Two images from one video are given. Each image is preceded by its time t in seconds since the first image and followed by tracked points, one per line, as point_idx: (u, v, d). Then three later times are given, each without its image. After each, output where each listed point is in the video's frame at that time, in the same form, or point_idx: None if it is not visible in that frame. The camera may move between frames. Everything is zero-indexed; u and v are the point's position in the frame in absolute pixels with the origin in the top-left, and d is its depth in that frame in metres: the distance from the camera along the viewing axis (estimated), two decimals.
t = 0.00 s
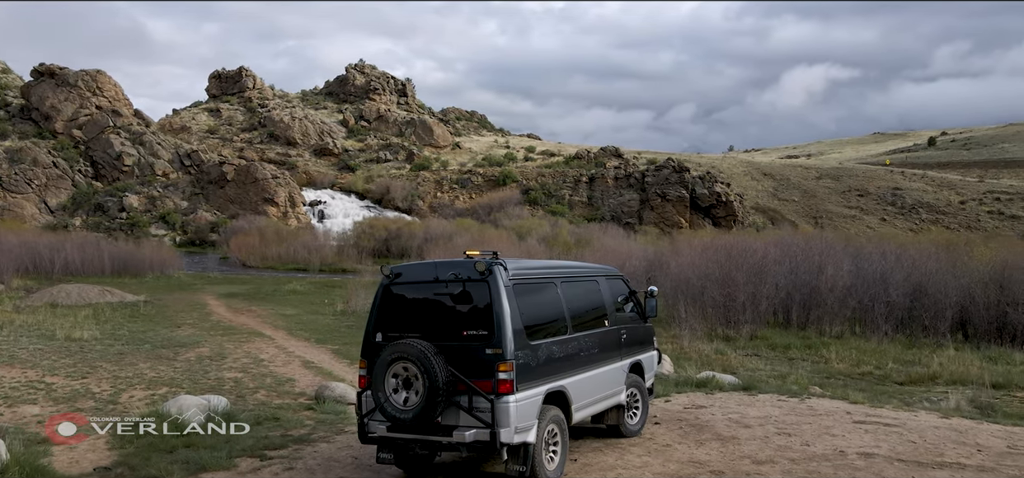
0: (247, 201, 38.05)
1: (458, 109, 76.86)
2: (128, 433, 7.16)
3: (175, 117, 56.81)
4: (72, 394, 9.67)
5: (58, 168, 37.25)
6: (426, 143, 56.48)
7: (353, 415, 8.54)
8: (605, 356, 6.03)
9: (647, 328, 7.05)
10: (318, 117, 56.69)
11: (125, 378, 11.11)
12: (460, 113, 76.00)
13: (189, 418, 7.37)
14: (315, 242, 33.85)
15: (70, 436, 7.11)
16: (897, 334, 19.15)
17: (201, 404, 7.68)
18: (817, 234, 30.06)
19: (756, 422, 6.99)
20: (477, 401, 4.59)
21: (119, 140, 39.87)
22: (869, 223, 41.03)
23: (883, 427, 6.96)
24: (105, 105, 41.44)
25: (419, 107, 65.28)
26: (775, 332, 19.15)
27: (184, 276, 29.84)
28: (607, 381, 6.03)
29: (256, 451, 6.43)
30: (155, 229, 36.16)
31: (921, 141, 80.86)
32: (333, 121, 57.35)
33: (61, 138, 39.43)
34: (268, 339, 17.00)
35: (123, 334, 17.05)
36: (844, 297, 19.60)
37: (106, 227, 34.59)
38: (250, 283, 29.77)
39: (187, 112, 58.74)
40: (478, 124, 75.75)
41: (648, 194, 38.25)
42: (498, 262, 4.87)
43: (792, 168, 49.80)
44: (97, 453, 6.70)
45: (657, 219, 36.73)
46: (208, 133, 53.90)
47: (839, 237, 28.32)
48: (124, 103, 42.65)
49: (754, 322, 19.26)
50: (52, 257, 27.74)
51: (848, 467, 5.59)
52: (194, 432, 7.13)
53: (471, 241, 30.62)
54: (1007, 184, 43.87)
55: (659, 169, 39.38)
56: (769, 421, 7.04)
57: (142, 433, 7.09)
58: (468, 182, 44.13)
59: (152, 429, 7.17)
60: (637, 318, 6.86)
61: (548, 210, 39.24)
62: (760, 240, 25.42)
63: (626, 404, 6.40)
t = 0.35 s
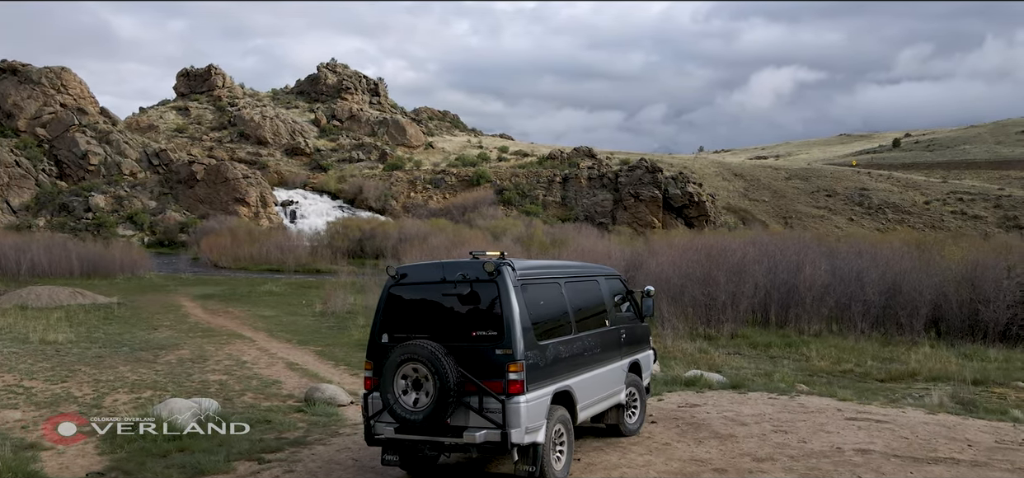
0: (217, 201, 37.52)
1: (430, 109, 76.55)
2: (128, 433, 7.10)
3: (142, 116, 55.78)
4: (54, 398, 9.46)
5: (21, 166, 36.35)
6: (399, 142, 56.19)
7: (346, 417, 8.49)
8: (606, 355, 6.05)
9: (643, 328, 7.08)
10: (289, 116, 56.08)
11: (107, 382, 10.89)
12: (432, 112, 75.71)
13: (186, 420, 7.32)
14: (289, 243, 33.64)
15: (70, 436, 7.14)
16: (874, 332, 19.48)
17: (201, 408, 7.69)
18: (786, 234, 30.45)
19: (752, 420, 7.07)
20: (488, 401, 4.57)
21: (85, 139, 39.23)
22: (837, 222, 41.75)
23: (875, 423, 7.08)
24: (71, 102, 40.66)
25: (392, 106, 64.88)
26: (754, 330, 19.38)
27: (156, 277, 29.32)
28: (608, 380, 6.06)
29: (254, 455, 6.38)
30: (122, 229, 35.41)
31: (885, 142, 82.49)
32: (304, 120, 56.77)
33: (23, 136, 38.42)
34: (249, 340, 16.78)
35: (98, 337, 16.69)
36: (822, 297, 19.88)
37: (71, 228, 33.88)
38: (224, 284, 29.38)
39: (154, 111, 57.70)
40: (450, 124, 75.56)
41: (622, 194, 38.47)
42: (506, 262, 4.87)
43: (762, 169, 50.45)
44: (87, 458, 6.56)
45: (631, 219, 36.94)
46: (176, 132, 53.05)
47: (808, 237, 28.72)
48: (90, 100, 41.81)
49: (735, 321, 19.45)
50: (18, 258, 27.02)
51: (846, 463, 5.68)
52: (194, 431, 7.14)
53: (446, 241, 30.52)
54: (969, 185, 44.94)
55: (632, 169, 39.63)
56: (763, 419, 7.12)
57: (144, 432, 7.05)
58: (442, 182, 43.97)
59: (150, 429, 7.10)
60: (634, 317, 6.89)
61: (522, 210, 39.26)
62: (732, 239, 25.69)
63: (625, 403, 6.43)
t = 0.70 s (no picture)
0: (186, 201, 36.86)
1: (402, 109, 76.15)
2: (128, 433, 7.04)
3: (108, 114, 54.68)
4: (36, 403, 9.23)
5: None
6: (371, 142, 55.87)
7: (339, 419, 8.41)
8: (606, 354, 6.07)
9: (640, 327, 7.12)
10: (260, 115, 55.42)
11: (88, 385, 10.66)
12: (405, 112, 75.34)
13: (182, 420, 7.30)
14: (261, 243, 33.31)
15: (68, 437, 7.14)
16: (851, 330, 19.83)
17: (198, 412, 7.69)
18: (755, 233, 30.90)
19: (747, 418, 7.15)
20: (498, 401, 4.56)
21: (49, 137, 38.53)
22: (806, 222, 42.40)
23: (867, 419, 7.20)
24: (35, 101, 39.75)
25: (364, 106, 64.42)
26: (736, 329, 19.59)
27: (127, 279, 28.81)
28: (609, 379, 6.08)
29: (252, 457, 6.31)
30: (88, 230, 34.68)
31: (851, 144, 84.02)
32: (275, 119, 56.12)
33: None
34: (228, 342, 16.53)
35: (73, 340, 16.33)
36: (801, 296, 20.20)
37: (34, 229, 33.35)
38: (198, 285, 28.97)
39: (120, 109, 56.62)
40: (423, 124, 75.27)
41: (596, 194, 38.63)
42: (514, 263, 4.86)
43: (734, 169, 50.99)
44: (77, 463, 6.42)
45: (604, 219, 37.11)
46: (143, 131, 52.10)
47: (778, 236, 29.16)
48: (54, 98, 40.91)
49: (716, 321, 19.66)
50: None
51: (844, 459, 5.77)
52: (194, 432, 7.17)
53: (420, 242, 30.40)
54: (933, 185, 46.05)
55: (605, 169, 39.82)
56: (758, 416, 7.21)
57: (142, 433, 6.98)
58: (416, 182, 43.74)
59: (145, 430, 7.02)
60: (632, 317, 6.93)
61: (496, 209, 39.24)
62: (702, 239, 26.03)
63: (626, 402, 6.46)
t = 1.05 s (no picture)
0: (155, 200, 36.29)
1: (374, 108, 75.66)
2: (128, 433, 6.94)
3: (73, 112, 53.53)
4: (17, 408, 9.02)
5: None
6: (344, 142, 55.46)
7: (332, 420, 8.34)
8: (607, 353, 6.10)
9: (636, 326, 7.17)
10: (230, 113, 54.67)
11: (69, 389, 10.43)
12: (376, 112, 74.86)
13: (183, 421, 7.35)
14: (233, 244, 32.90)
15: (70, 439, 7.16)
16: (830, 328, 20.17)
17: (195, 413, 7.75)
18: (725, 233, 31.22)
19: (742, 415, 7.22)
20: (508, 401, 4.55)
21: (12, 136, 37.90)
22: (776, 222, 42.97)
23: (858, 415, 7.31)
24: None
25: (336, 105, 63.88)
26: (715, 327, 19.76)
27: (97, 280, 28.30)
28: (610, 378, 6.11)
29: (249, 461, 6.24)
30: (53, 230, 33.92)
31: (818, 145, 85.40)
32: (246, 118, 55.41)
33: None
34: (208, 344, 16.30)
35: (48, 343, 15.96)
36: (780, 295, 20.50)
37: None
38: (171, 287, 28.51)
39: (85, 108, 55.48)
40: (395, 123, 74.87)
41: (569, 194, 38.74)
42: (522, 263, 4.87)
43: (705, 169, 51.45)
44: (68, 469, 6.29)
45: (578, 219, 37.24)
46: (109, 129, 51.09)
47: (748, 235, 29.50)
48: (16, 96, 40.02)
49: (698, 319, 19.86)
50: None
51: (842, 455, 5.85)
52: (195, 432, 7.24)
53: (395, 243, 30.23)
54: (899, 186, 47.05)
55: (579, 169, 39.97)
56: (752, 414, 7.28)
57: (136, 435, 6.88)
58: (389, 182, 43.46)
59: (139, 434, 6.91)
60: (628, 316, 6.97)
61: (470, 210, 39.17)
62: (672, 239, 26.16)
63: (624, 401, 6.50)
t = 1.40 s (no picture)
0: (123, 200, 35.68)
1: (345, 108, 75.06)
2: (128, 433, 6.91)
3: (37, 110, 52.31)
4: None
5: None
6: (316, 141, 54.98)
7: (325, 422, 8.27)
8: (608, 353, 6.12)
9: (632, 325, 7.19)
10: (199, 112, 53.85)
11: (50, 393, 10.22)
12: (348, 112, 74.31)
13: (183, 421, 7.41)
14: (205, 244, 32.48)
15: (70, 440, 7.16)
16: (809, 326, 20.44)
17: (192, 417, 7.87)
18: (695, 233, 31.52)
19: (737, 414, 7.30)
20: (519, 401, 4.54)
21: None
22: (747, 222, 43.46)
23: (849, 412, 7.43)
24: None
25: (308, 104, 63.26)
26: (694, 326, 19.93)
27: (66, 282, 27.71)
28: (611, 377, 6.13)
29: (248, 464, 6.18)
30: (18, 230, 33.26)
31: (787, 146, 86.61)
32: (215, 117, 54.61)
33: None
34: (188, 346, 16.06)
35: (20, 346, 15.58)
36: (759, 294, 20.75)
37: None
38: (143, 288, 28.03)
39: (48, 105, 54.23)
40: (367, 123, 74.36)
41: (544, 194, 38.81)
42: (530, 263, 4.86)
43: (676, 170, 51.86)
44: (59, 475, 6.17)
45: (552, 219, 37.33)
46: (74, 127, 50.03)
47: (719, 235, 29.82)
48: None
49: (678, 319, 19.99)
50: None
51: (841, 451, 5.93)
52: (196, 431, 7.35)
53: (369, 244, 30.03)
54: (866, 187, 47.99)
55: (553, 170, 40.10)
56: (746, 412, 7.36)
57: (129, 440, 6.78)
58: (362, 182, 43.09)
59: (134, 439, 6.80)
60: (626, 316, 6.99)
61: (444, 210, 39.07)
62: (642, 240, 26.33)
63: (624, 401, 6.52)
